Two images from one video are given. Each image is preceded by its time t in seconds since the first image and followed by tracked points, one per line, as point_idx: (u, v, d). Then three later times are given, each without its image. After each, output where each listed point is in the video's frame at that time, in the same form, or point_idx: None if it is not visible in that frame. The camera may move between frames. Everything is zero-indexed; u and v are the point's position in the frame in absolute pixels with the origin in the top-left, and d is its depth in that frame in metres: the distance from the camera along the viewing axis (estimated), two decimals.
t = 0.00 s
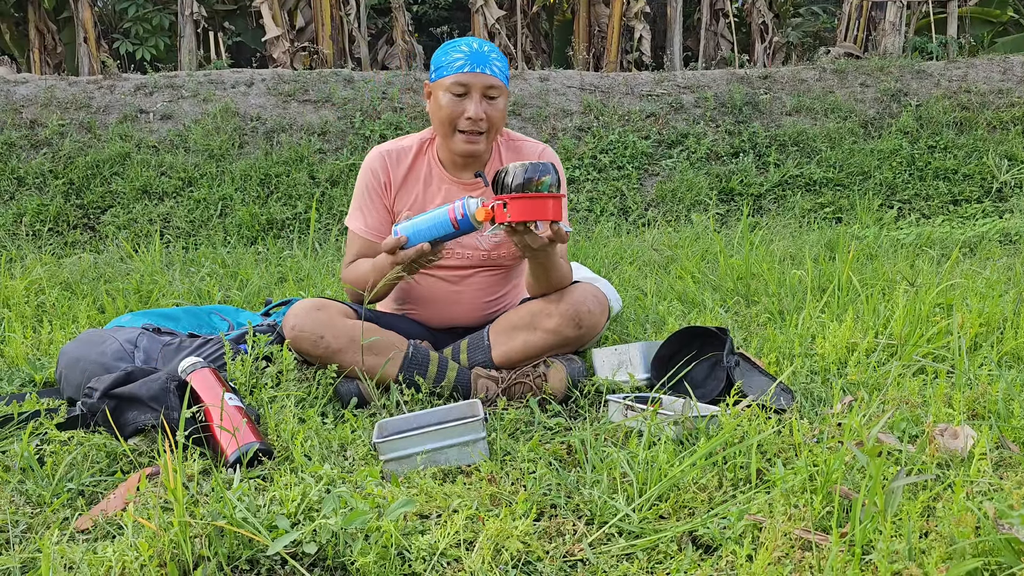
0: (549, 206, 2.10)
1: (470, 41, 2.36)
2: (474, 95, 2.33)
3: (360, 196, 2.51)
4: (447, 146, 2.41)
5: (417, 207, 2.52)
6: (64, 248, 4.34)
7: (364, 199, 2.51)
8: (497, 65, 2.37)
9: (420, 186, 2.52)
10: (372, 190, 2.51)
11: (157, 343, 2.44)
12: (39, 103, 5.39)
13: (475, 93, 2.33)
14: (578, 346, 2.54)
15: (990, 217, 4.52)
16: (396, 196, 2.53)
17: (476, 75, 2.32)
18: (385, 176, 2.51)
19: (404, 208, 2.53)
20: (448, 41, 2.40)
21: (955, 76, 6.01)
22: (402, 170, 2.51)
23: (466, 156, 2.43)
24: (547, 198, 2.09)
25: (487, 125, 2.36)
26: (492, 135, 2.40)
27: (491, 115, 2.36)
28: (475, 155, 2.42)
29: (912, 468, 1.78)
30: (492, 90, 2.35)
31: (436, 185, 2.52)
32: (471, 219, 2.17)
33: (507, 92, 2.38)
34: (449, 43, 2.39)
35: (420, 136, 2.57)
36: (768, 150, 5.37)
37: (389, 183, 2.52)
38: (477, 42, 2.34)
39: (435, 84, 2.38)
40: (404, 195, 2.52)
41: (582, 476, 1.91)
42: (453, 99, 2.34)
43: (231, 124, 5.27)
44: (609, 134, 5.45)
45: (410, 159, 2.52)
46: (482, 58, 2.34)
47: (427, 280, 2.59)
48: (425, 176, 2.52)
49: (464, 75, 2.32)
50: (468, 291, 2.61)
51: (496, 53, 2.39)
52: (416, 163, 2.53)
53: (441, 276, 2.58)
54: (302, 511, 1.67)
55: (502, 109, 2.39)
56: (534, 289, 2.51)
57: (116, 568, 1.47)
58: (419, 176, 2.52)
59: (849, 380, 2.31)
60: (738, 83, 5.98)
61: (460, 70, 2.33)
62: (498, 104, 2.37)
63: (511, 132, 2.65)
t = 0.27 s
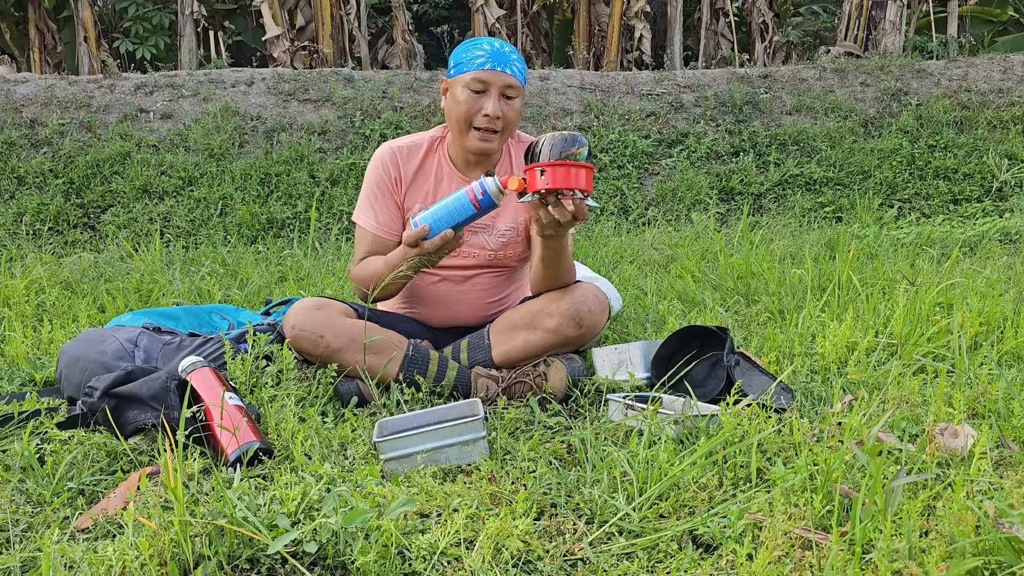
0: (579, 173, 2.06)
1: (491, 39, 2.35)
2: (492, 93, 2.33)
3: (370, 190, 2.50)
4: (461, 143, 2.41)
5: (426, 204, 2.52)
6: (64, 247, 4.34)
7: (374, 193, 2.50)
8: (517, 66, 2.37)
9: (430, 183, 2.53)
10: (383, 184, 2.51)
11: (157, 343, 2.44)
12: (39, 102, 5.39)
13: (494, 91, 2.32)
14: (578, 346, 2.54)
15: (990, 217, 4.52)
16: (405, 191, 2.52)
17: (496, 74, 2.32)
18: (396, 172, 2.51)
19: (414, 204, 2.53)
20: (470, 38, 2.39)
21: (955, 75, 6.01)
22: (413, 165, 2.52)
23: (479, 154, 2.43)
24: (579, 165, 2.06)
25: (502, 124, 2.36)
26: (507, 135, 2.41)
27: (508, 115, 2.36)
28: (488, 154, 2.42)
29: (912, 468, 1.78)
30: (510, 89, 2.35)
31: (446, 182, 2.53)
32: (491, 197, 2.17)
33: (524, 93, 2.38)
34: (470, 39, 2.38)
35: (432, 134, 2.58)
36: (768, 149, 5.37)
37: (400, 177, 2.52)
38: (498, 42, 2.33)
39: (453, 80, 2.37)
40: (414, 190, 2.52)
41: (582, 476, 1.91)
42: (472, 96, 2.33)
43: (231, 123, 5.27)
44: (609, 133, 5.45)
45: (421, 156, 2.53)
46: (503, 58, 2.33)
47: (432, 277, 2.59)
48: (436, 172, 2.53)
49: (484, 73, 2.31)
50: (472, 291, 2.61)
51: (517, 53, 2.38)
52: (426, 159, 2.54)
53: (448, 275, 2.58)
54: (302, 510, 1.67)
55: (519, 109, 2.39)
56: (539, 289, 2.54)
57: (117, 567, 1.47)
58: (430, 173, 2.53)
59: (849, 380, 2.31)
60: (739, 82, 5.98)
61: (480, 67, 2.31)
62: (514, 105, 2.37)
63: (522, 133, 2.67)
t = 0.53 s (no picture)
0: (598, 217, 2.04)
1: (493, 40, 2.35)
2: (495, 94, 2.33)
3: (372, 190, 2.52)
4: (463, 144, 2.41)
5: (428, 205, 2.52)
6: (64, 247, 4.34)
7: (377, 195, 2.51)
8: (519, 66, 2.36)
9: (433, 183, 2.52)
10: (385, 185, 2.51)
11: (157, 342, 2.44)
12: (39, 101, 5.39)
13: (496, 93, 2.32)
14: (579, 344, 2.54)
15: (990, 216, 4.52)
16: (408, 192, 2.52)
17: (498, 75, 2.31)
18: (398, 172, 2.51)
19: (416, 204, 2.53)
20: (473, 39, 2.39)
21: (955, 74, 6.00)
22: (416, 166, 2.51)
23: (481, 155, 2.43)
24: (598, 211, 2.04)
25: (505, 126, 2.36)
26: (510, 136, 2.40)
27: (510, 116, 2.35)
28: (490, 155, 2.42)
29: (912, 467, 1.78)
30: (513, 90, 2.34)
31: (448, 182, 2.52)
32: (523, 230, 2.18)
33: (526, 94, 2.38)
34: (472, 40, 2.38)
35: (434, 133, 2.57)
36: (768, 149, 5.37)
37: (402, 177, 2.52)
38: (500, 42, 2.33)
39: (455, 81, 2.37)
40: (416, 191, 2.52)
41: (582, 475, 1.90)
42: (474, 97, 2.33)
43: (231, 122, 5.27)
44: (609, 133, 5.45)
45: (423, 156, 2.52)
46: (505, 59, 2.33)
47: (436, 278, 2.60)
48: (438, 173, 2.52)
49: (487, 74, 2.31)
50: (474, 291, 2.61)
51: (519, 53, 2.37)
52: (429, 159, 2.53)
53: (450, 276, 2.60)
54: (302, 510, 1.67)
55: (521, 110, 2.38)
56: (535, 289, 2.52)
57: (117, 567, 1.47)
58: (432, 173, 2.52)
59: (849, 379, 2.31)
60: (739, 82, 5.98)
61: (483, 69, 2.31)
62: (517, 106, 2.37)
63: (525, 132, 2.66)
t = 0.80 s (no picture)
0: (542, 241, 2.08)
1: (474, 36, 2.36)
2: (477, 89, 2.33)
3: (363, 189, 2.53)
4: (452, 141, 2.42)
5: (420, 202, 2.53)
6: (64, 246, 4.34)
7: (369, 194, 2.51)
8: (501, 59, 2.36)
9: (424, 181, 2.53)
10: (376, 184, 2.52)
11: (157, 341, 2.44)
12: (39, 101, 5.38)
13: (478, 88, 2.33)
14: (578, 342, 2.53)
15: (990, 215, 4.52)
16: (399, 190, 2.53)
17: (479, 70, 2.31)
18: (389, 171, 2.52)
19: (408, 202, 2.54)
20: (455, 36, 2.40)
21: (955, 73, 6.00)
22: (406, 164, 2.53)
23: (470, 151, 2.43)
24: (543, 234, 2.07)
25: (490, 120, 2.36)
26: (497, 130, 2.40)
27: (495, 110, 2.36)
28: (478, 150, 2.42)
29: (912, 466, 1.78)
30: (496, 84, 2.34)
31: (439, 179, 2.53)
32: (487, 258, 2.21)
33: (511, 87, 2.37)
34: (454, 38, 2.39)
35: (425, 131, 2.58)
36: (768, 148, 5.36)
37: (393, 176, 2.53)
38: (481, 37, 2.34)
39: (440, 79, 2.39)
40: (408, 189, 2.53)
41: (582, 474, 1.90)
42: (457, 94, 2.34)
43: (231, 121, 5.27)
44: (609, 132, 5.44)
45: (414, 153, 2.54)
46: (486, 53, 2.33)
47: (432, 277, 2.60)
48: (429, 169, 2.53)
49: (468, 70, 2.31)
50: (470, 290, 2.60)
51: (501, 47, 2.37)
52: (420, 157, 2.54)
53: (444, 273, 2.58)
54: (302, 509, 1.67)
55: (507, 104, 2.38)
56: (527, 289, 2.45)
57: (117, 566, 1.47)
58: (423, 170, 2.54)
59: (848, 378, 2.31)
60: (739, 81, 5.97)
61: (464, 65, 2.32)
62: (501, 100, 2.37)
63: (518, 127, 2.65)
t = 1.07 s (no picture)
0: (511, 247, 2.09)
1: (465, 37, 2.35)
2: (470, 91, 2.33)
3: (358, 191, 2.54)
4: (445, 142, 2.42)
5: (415, 203, 2.54)
6: (63, 246, 4.34)
7: (363, 195, 2.53)
8: (494, 60, 2.35)
9: (417, 182, 2.53)
10: (371, 186, 2.53)
11: (157, 341, 2.44)
12: (38, 100, 5.38)
13: (470, 90, 2.33)
14: (578, 342, 2.54)
15: (989, 215, 4.52)
16: (394, 191, 2.54)
17: (471, 72, 2.31)
18: (383, 172, 2.53)
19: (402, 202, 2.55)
20: (448, 36, 2.40)
21: (955, 73, 6.01)
22: (400, 166, 2.53)
23: (463, 152, 2.43)
24: (511, 239, 2.08)
25: (483, 122, 2.36)
26: (490, 131, 2.40)
27: (488, 111, 2.36)
28: (472, 151, 2.42)
29: (911, 466, 1.78)
30: (488, 86, 2.34)
31: (433, 180, 2.53)
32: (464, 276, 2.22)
33: (503, 87, 2.37)
34: (445, 39, 2.39)
35: (419, 131, 2.57)
36: (768, 148, 5.36)
37: (387, 177, 2.53)
38: (472, 38, 2.33)
39: (431, 81, 2.38)
40: (402, 190, 2.54)
41: (582, 474, 1.90)
42: (450, 96, 2.34)
43: (230, 121, 5.27)
44: (609, 132, 5.44)
45: (408, 155, 2.53)
46: (478, 55, 2.32)
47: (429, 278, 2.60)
48: (423, 170, 2.53)
49: (459, 72, 2.31)
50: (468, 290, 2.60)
51: (493, 48, 2.36)
52: (414, 158, 2.54)
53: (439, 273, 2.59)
54: (301, 509, 1.67)
55: (499, 105, 2.38)
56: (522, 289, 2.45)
57: (116, 566, 1.47)
58: (417, 171, 2.53)
59: (848, 378, 2.31)
60: (738, 81, 5.97)
61: (455, 67, 2.32)
62: (493, 101, 2.37)
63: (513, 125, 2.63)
